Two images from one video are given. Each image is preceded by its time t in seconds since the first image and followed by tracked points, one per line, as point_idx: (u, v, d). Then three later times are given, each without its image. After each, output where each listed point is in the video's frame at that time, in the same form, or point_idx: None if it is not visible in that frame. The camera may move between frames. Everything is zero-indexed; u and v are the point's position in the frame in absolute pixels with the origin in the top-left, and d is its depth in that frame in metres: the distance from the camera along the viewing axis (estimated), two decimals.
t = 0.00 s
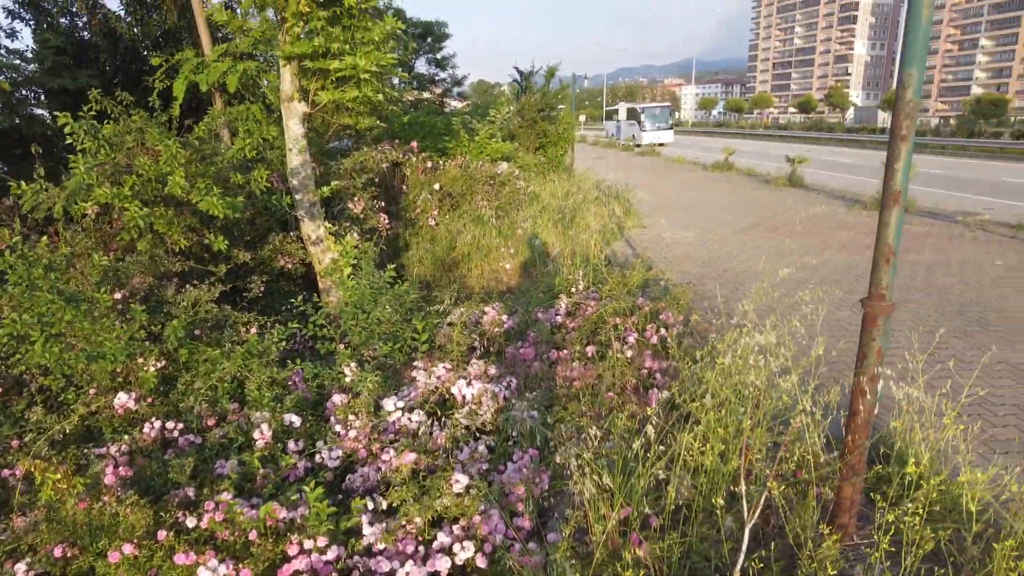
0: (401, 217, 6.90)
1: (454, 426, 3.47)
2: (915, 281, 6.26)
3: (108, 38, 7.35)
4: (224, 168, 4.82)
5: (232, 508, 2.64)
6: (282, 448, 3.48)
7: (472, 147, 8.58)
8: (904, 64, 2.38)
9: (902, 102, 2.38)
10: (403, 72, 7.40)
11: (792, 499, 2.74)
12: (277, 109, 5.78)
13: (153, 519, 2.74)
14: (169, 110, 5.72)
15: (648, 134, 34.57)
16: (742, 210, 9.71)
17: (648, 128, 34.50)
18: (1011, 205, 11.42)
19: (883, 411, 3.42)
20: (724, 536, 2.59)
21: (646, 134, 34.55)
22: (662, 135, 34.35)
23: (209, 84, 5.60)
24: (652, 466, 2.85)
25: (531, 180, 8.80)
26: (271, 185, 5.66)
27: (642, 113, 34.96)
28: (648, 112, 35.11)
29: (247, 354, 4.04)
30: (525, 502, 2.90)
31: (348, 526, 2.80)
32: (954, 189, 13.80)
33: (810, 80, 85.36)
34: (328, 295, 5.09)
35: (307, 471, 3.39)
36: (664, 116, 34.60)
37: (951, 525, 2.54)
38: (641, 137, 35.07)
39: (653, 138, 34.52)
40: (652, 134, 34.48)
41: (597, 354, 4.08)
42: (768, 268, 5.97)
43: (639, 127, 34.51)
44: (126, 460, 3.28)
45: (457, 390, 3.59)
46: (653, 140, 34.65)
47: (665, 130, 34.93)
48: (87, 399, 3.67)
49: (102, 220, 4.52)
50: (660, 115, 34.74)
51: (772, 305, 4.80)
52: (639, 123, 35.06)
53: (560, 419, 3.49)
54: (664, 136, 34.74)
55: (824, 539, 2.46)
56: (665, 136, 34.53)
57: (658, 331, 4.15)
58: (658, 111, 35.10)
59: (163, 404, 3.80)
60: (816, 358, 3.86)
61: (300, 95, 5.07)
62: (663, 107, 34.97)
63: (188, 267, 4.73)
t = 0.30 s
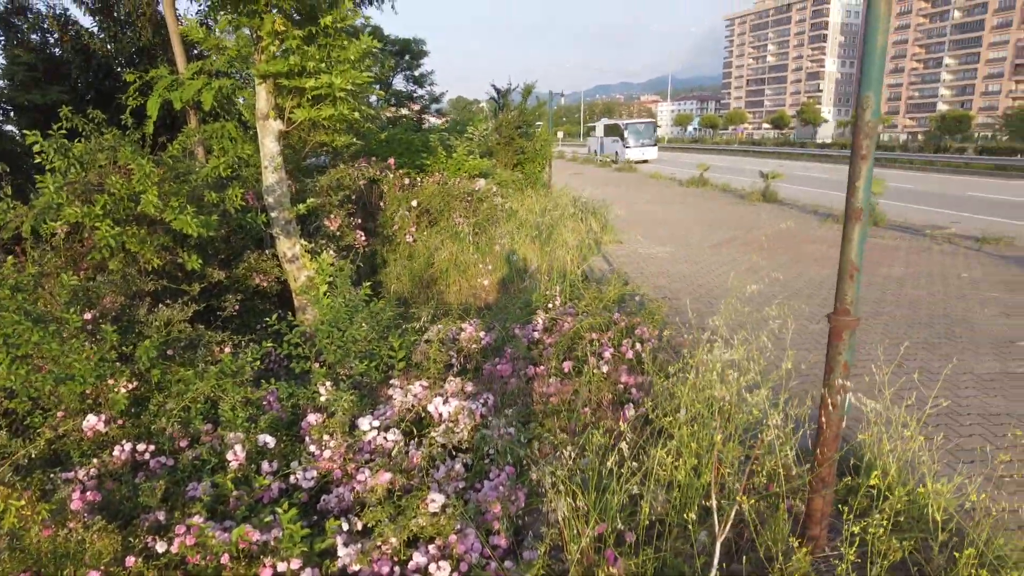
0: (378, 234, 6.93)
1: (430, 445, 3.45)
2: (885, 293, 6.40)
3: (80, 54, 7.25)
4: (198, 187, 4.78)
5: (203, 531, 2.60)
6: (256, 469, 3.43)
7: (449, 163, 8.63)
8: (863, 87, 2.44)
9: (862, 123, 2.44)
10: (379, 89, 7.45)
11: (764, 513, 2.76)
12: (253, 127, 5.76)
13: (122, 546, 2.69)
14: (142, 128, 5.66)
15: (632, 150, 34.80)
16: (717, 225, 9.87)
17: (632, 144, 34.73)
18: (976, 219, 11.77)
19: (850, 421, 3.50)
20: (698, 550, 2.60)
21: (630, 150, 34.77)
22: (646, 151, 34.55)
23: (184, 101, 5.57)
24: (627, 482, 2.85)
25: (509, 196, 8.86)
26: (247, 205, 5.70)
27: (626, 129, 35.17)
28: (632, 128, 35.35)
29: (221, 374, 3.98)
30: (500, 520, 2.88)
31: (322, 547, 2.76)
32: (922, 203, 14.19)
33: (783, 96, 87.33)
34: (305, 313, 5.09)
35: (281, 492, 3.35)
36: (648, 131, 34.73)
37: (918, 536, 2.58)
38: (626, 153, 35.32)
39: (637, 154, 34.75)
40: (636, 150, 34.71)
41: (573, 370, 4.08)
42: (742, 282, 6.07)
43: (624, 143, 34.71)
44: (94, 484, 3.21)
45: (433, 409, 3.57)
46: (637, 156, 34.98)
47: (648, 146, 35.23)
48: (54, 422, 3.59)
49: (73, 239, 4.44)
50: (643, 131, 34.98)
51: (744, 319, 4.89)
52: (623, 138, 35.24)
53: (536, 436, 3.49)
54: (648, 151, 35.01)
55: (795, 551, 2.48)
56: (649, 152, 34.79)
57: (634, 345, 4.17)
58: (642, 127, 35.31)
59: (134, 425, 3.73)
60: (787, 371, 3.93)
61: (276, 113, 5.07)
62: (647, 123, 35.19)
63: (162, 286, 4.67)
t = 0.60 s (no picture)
0: (352, 253, 6.94)
1: (403, 468, 3.42)
2: (852, 309, 6.55)
3: (47, 72, 7.17)
4: (168, 208, 4.71)
5: (169, 561, 2.54)
6: (225, 496, 3.35)
7: (423, 182, 8.64)
8: (820, 111, 2.51)
9: (821, 147, 2.51)
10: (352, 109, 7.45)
11: (734, 531, 2.78)
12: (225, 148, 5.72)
13: None
14: (111, 149, 5.59)
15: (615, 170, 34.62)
16: (689, 242, 10.03)
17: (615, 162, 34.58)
18: (939, 235, 12.11)
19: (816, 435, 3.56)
20: (670, 569, 2.59)
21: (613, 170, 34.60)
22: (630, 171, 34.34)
23: (153, 121, 5.51)
24: (600, 502, 2.85)
25: (484, 215, 8.89)
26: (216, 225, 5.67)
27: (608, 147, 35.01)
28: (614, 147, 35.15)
29: (189, 398, 3.91)
30: (474, 544, 2.85)
31: None
32: (888, 220, 14.59)
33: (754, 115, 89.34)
34: (276, 335, 5.06)
35: (251, 519, 3.27)
36: (631, 151, 34.45)
37: (884, 551, 2.61)
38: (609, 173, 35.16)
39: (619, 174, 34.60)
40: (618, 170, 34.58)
41: (547, 389, 4.07)
42: (713, 300, 6.16)
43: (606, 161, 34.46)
44: (56, 515, 3.11)
45: (406, 431, 3.53)
46: (620, 176, 35.00)
47: (632, 165, 35.13)
48: (14, 451, 3.48)
49: (36, 260, 4.32)
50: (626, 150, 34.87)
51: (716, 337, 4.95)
52: (606, 157, 34.95)
53: (510, 456, 3.48)
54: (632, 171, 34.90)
55: (766, 568, 2.50)
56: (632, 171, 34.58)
57: (607, 364, 4.19)
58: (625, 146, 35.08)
59: (99, 452, 3.63)
60: (756, 387, 3.98)
61: (248, 133, 5.04)
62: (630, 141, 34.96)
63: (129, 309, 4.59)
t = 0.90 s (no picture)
0: (329, 273, 6.92)
1: (379, 492, 3.38)
2: (826, 325, 6.66)
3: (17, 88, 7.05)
4: (142, 229, 4.63)
5: None
6: (197, 522, 3.27)
7: (402, 202, 8.71)
8: (786, 136, 2.56)
9: (788, 171, 2.56)
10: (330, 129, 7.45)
11: (710, 551, 2.79)
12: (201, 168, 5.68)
13: None
14: (83, 169, 5.52)
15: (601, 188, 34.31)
16: (667, 259, 10.16)
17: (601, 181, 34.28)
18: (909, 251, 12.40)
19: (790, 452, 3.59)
20: None
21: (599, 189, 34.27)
22: (616, 191, 33.97)
23: (128, 141, 5.45)
24: (577, 524, 2.84)
25: (462, 234, 8.92)
26: (191, 246, 5.60)
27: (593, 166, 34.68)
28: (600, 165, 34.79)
29: (162, 423, 3.84)
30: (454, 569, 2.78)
31: None
32: (860, 237, 14.92)
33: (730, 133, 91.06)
34: (252, 357, 5.01)
35: (224, 546, 3.20)
36: (617, 169, 34.15)
37: (856, 568, 2.63)
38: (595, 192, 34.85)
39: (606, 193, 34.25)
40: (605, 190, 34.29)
41: (526, 410, 4.06)
42: (690, 319, 6.22)
43: (591, 180, 34.20)
44: (19, 547, 2.99)
45: (383, 454, 3.48)
46: (606, 196, 34.72)
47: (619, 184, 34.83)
48: None
49: (3, 281, 4.18)
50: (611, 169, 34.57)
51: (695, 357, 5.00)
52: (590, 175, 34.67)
53: (488, 478, 3.47)
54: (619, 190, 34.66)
55: None
56: (620, 189, 34.32)
57: (585, 383, 4.19)
58: (611, 165, 34.73)
59: (67, 480, 3.55)
60: (731, 405, 4.02)
61: (224, 154, 5.02)
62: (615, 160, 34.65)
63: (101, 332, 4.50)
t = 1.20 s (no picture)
0: (304, 299, 6.89)
1: (353, 521, 3.31)
2: (798, 348, 6.77)
3: None
4: (112, 256, 4.56)
5: None
6: (165, 557, 3.17)
7: (379, 227, 8.76)
8: (752, 167, 2.63)
9: (753, 200, 2.62)
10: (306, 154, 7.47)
11: None
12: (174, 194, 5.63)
13: None
14: (52, 195, 5.44)
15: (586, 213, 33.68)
16: (642, 283, 10.27)
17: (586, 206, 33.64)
18: (879, 273, 12.69)
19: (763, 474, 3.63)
20: None
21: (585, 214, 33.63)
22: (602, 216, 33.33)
23: (99, 167, 5.39)
24: (553, 551, 2.81)
25: (439, 258, 8.93)
26: (163, 272, 5.53)
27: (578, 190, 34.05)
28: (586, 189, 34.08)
29: (129, 454, 3.75)
30: None
31: None
32: (831, 259, 15.25)
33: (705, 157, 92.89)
34: (224, 385, 4.94)
35: None
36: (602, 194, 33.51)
37: None
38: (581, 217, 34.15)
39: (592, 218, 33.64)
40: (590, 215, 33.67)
41: (502, 436, 4.04)
42: (666, 343, 6.28)
43: (575, 205, 33.57)
44: None
45: (357, 483, 3.43)
46: (592, 221, 34.04)
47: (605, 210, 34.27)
48: None
49: None
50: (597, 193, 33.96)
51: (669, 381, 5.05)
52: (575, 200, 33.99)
53: (464, 506, 3.44)
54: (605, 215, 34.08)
55: None
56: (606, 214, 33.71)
57: (561, 409, 4.19)
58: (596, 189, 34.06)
59: (27, 515, 3.39)
60: (705, 429, 4.06)
61: (198, 180, 4.99)
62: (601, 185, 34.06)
63: (67, 360, 4.40)
